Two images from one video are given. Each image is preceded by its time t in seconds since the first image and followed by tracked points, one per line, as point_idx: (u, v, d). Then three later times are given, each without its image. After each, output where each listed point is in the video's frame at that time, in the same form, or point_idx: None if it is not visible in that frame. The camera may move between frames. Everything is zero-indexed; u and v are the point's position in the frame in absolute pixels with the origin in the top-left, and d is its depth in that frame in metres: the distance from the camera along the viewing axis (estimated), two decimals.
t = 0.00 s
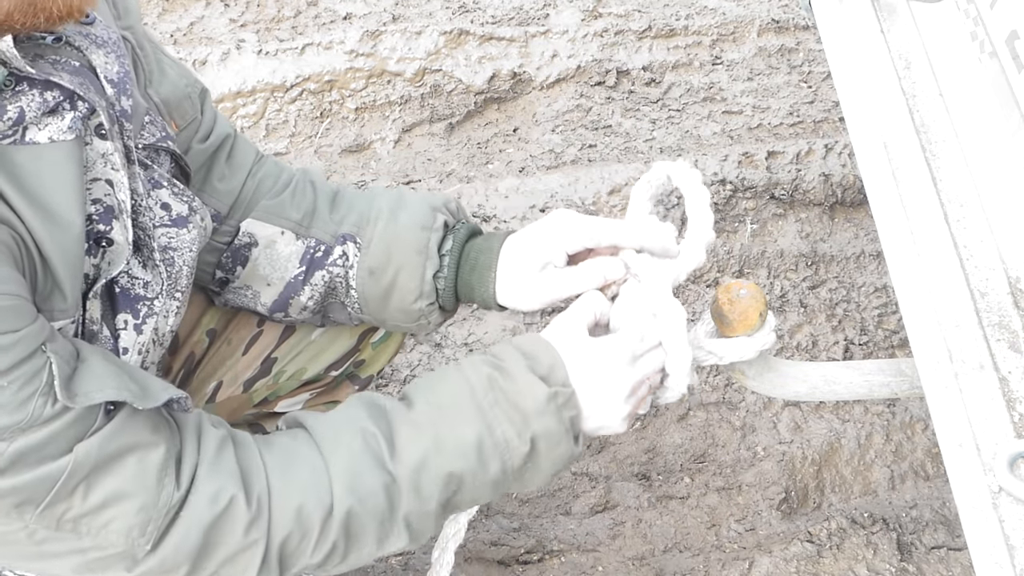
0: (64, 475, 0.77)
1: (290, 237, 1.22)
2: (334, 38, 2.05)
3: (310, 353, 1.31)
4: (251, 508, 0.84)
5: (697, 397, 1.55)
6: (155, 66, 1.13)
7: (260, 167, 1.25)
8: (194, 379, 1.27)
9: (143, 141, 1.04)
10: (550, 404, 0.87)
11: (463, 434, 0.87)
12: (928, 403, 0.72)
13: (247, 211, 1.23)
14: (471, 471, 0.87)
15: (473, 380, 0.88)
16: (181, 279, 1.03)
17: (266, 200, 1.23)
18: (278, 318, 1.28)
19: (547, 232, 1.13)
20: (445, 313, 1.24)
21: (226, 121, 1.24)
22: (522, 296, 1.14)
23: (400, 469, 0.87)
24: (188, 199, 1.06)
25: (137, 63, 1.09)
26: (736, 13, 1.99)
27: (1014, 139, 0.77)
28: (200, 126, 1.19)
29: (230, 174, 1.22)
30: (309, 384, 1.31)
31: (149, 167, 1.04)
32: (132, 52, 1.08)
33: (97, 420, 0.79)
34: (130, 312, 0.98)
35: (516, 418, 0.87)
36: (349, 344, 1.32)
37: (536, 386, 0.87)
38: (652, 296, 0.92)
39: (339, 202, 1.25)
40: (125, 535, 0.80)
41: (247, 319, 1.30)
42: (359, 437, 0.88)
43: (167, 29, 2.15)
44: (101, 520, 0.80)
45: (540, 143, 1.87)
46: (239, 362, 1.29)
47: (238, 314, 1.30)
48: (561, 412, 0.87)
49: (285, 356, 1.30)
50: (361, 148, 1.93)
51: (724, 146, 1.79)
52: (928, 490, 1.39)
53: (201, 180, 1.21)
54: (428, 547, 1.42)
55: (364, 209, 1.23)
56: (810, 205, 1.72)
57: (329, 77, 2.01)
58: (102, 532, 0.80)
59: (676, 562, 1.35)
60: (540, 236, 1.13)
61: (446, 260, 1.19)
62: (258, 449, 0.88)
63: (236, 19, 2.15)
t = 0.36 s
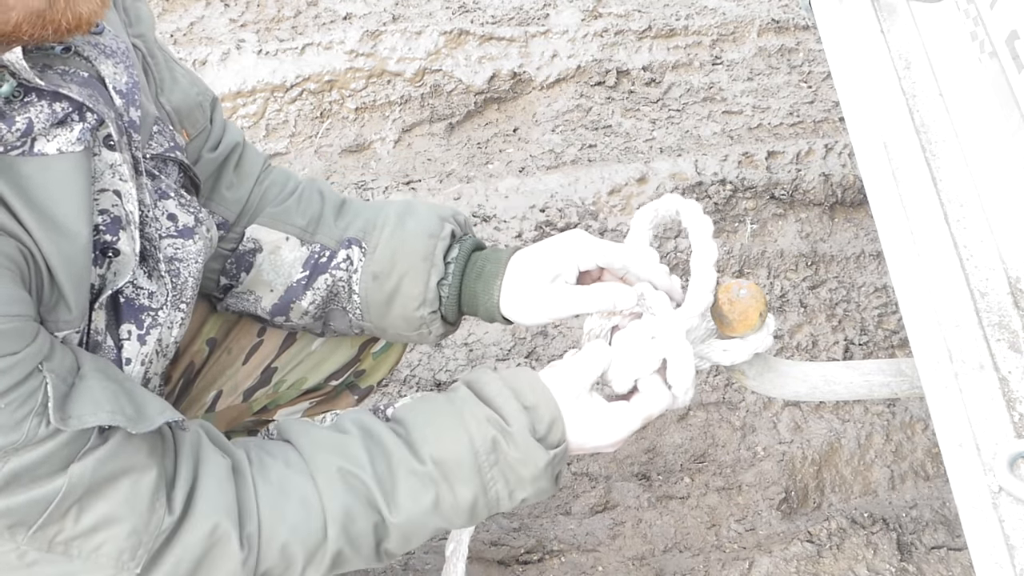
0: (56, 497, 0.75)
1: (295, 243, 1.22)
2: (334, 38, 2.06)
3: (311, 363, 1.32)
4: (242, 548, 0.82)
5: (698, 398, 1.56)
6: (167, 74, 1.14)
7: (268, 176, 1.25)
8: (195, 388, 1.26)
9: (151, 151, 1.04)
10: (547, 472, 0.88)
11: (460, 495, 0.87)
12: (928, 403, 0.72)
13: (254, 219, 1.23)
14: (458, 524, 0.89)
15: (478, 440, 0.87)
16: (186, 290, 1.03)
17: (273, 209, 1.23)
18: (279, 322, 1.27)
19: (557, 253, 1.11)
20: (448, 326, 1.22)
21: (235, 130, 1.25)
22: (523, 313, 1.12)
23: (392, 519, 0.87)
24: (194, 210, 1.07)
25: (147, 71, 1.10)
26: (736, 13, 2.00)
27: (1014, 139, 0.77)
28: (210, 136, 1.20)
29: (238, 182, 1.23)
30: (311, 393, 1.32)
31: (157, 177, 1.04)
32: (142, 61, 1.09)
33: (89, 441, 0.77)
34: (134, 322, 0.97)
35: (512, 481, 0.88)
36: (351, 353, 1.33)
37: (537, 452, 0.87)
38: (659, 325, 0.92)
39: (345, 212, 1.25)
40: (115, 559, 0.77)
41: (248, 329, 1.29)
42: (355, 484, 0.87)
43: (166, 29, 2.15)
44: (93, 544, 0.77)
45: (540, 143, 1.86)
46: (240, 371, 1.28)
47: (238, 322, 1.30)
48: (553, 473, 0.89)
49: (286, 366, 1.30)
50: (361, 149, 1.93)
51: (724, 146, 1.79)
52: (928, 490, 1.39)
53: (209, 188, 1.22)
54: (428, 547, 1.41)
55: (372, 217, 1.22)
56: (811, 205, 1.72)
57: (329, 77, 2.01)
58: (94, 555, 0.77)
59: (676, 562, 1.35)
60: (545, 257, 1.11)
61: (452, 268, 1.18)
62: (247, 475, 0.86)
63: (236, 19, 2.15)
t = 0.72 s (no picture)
0: (54, 502, 0.75)
1: (302, 218, 1.22)
2: (334, 38, 2.06)
3: (310, 353, 1.31)
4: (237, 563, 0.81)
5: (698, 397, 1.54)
6: (171, 65, 1.15)
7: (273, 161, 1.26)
8: (194, 378, 1.27)
9: (153, 145, 1.04)
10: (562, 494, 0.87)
11: (471, 518, 0.86)
12: (928, 403, 0.72)
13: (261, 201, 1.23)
14: (470, 549, 0.88)
15: (488, 461, 0.86)
16: (190, 282, 1.04)
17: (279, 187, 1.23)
18: (285, 296, 1.25)
19: (568, 237, 1.10)
20: (453, 298, 1.21)
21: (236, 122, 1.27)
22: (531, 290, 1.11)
23: (400, 540, 0.86)
24: (198, 202, 1.06)
25: (149, 64, 1.10)
26: (736, 13, 2.00)
27: (1014, 139, 0.77)
28: (213, 125, 1.21)
29: (243, 167, 1.23)
30: (309, 382, 1.32)
31: (159, 171, 1.04)
32: (148, 55, 1.10)
33: (88, 448, 0.77)
34: (140, 316, 0.97)
35: (525, 503, 0.87)
36: (351, 343, 1.32)
37: (551, 471, 0.85)
38: (654, 355, 0.91)
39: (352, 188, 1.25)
40: (111, 567, 0.77)
41: (247, 318, 1.29)
42: (363, 504, 0.86)
43: (166, 29, 2.15)
44: (89, 550, 0.77)
45: (540, 143, 1.86)
46: (239, 361, 1.28)
47: (237, 313, 1.29)
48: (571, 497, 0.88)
49: (285, 356, 1.30)
50: (361, 148, 1.92)
51: (724, 146, 1.79)
52: (928, 490, 1.40)
53: (214, 175, 1.22)
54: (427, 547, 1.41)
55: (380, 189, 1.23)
56: (810, 205, 1.72)
57: (329, 77, 2.01)
58: (90, 561, 0.77)
59: (676, 562, 1.35)
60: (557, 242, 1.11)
61: (461, 239, 1.18)
62: (251, 493, 0.85)
63: (236, 19, 2.15)
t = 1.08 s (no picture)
0: (52, 480, 0.75)
1: (314, 199, 1.23)
2: (334, 38, 2.06)
3: (309, 349, 1.31)
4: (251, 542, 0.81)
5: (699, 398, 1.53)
6: (170, 58, 1.15)
7: (275, 147, 1.27)
8: (194, 373, 1.27)
9: (147, 137, 1.04)
10: (586, 505, 0.87)
11: (496, 522, 0.86)
12: (928, 403, 0.72)
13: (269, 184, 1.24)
14: (489, 556, 0.87)
15: (517, 464, 0.87)
16: (183, 275, 1.04)
17: (286, 172, 1.24)
18: (299, 273, 1.25)
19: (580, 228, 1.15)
20: (469, 270, 1.22)
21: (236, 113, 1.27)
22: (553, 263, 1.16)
23: (424, 537, 0.86)
24: (191, 196, 1.07)
25: (149, 56, 1.10)
26: (736, 13, 2.00)
27: (1014, 139, 0.77)
28: (214, 115, 1.21)
29: (246, 154, 1.24)
30: (309, 379, 1.31)
31: (153, 163, 1.04)
32: (145, 48, 1.10)
33: (88, 425, 0.77)
34: (133, 308, 0.97)
35: (550, 510, 0.87)
36: (351, 339, 1.32)
37: (579, 479, 0.86)
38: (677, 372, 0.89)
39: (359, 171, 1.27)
40: (114, 545, 0.77)
41: (247, 314, 1.30)
42: (387, 498, 0.86)
43: (166, 29, 2.15)
44: (91, 526, 0.78)
45: (540, 143, 1.86)
46: (239, 357, 1.28)
47: (237, 309, 1.30)
48: (595, 510, 0.88)
49: (285, 351, 1.30)
50: (361, 148, 1.92)
51: (724, 146, 1.79)
52: (928, 490, 1.40)
53: (219, 163, 1.22)
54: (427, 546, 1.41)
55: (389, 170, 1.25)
56: (811, 205, 1.72)
57: (329, 77, 2.01)
58: (92, 538, 0.77)
59: (676, 562, 1.35)
60: (572, 231, 1.16)
61: (478, 211, 1.20)
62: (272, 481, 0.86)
63: (236, 19, 2.15)
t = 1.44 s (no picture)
0: (60, 475, 0.76)
1: (312, 198, 1.22)
2: (334, 38, 2.06)
3: (307, 351, 1.31)
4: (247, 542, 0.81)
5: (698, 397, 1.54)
6: (172, 57, 1.15)
7: (275, 146, 1.27)
8: (193, 374, 1.27)
9: (150, 136, 1.04)
10: (580, 514, 0.86)
11: (489, 529, 0.85)
12: (929, 403, 0.72)
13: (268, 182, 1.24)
14: (482, 557, 0.87)
15: (513, 472, 0.86)
16: (184, 273, 1.04)
17: (284, 170, 1.24)
18: (297, 270, 1.25)
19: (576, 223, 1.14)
20: (466, 270, 1.22)
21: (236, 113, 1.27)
22: (550, 262, 1.16)
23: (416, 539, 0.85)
24: (192, 194, 1.07)
25: (151, 54, 1.11)
26: (736, 13, 2.00)
27: (1014, 139, 0.77)
28: (214, 114, 1.22)
29: (246, 152, 1.24)
30: (307, 380, 1.32)
31: (156, 161, 1.04)
32: (147, 46, 1.10)
33: (93, 419, 0.78)
34: (134, 305, 0.97)
35: (544, 518, 0.86)
36: (349, 341, 1.32)
37: (574, 492, 0.85)
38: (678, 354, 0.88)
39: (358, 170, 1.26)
40: (118, 540, 0.77)
41: (246, 316, 1.30)
42: (382, 500, 0.85)
43: (166, 29, 2.15)
44: (96, 522, 0.78)
45: (540, 142, 1.86)
46: (237, 358, 1.28)
47: (236, 310, 1.30)
48: (590, 517, 0.87)
49: (283, 353, 1.30)
50: (361, 148, 1.92)
51: (724, 146, 1.79)
52: (929, 490, 1.40)
53: (218, 162, 1.22)
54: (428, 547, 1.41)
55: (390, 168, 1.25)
56: (810, 205, 1.72)
57: (329, 77, 2.01)
58: (97, 533, 0.78)
59: (676, 562, 1.35)
60: (567, 225, 1.14)
61: (477, 210, 1.20)
62: (269, 475, 0.85)
63: (236, 19, 2.15)
